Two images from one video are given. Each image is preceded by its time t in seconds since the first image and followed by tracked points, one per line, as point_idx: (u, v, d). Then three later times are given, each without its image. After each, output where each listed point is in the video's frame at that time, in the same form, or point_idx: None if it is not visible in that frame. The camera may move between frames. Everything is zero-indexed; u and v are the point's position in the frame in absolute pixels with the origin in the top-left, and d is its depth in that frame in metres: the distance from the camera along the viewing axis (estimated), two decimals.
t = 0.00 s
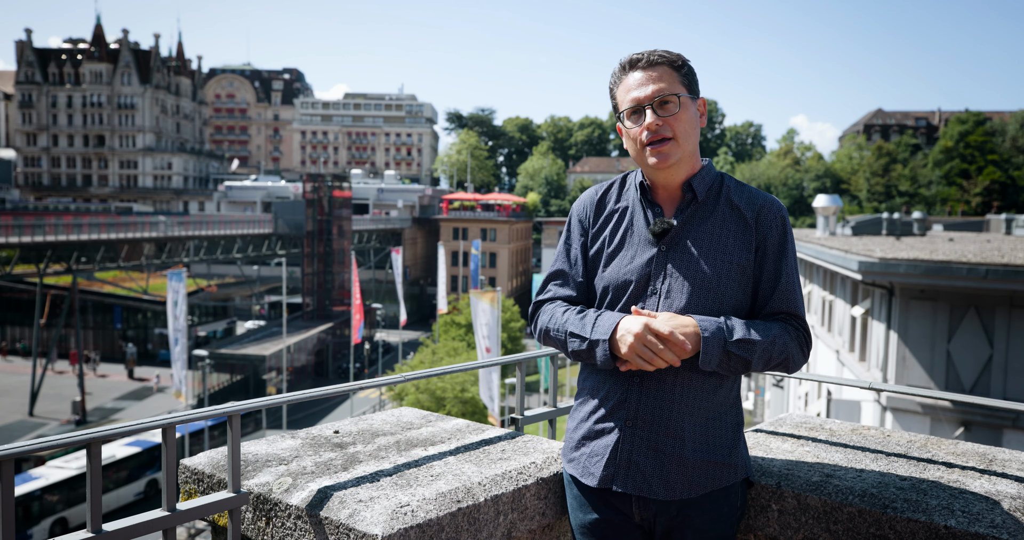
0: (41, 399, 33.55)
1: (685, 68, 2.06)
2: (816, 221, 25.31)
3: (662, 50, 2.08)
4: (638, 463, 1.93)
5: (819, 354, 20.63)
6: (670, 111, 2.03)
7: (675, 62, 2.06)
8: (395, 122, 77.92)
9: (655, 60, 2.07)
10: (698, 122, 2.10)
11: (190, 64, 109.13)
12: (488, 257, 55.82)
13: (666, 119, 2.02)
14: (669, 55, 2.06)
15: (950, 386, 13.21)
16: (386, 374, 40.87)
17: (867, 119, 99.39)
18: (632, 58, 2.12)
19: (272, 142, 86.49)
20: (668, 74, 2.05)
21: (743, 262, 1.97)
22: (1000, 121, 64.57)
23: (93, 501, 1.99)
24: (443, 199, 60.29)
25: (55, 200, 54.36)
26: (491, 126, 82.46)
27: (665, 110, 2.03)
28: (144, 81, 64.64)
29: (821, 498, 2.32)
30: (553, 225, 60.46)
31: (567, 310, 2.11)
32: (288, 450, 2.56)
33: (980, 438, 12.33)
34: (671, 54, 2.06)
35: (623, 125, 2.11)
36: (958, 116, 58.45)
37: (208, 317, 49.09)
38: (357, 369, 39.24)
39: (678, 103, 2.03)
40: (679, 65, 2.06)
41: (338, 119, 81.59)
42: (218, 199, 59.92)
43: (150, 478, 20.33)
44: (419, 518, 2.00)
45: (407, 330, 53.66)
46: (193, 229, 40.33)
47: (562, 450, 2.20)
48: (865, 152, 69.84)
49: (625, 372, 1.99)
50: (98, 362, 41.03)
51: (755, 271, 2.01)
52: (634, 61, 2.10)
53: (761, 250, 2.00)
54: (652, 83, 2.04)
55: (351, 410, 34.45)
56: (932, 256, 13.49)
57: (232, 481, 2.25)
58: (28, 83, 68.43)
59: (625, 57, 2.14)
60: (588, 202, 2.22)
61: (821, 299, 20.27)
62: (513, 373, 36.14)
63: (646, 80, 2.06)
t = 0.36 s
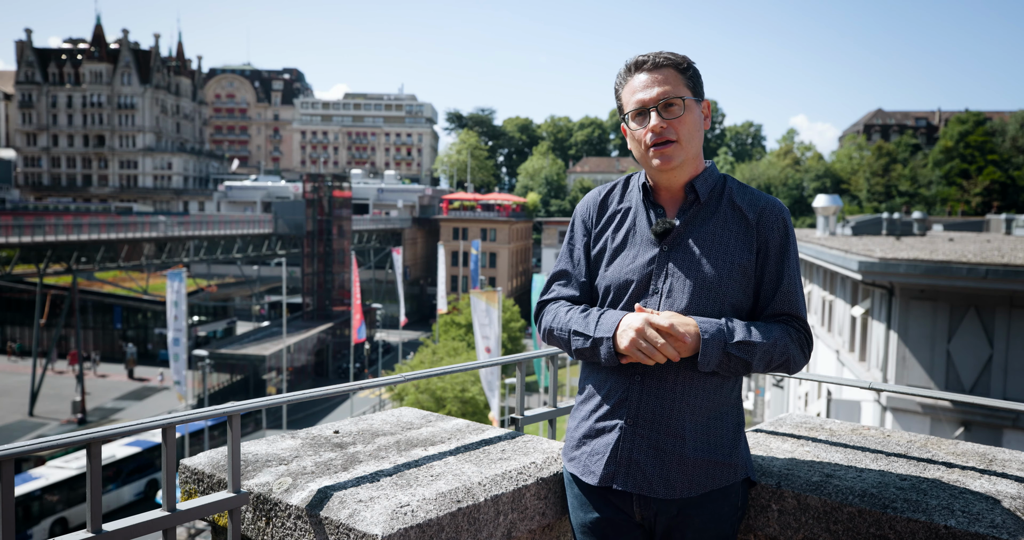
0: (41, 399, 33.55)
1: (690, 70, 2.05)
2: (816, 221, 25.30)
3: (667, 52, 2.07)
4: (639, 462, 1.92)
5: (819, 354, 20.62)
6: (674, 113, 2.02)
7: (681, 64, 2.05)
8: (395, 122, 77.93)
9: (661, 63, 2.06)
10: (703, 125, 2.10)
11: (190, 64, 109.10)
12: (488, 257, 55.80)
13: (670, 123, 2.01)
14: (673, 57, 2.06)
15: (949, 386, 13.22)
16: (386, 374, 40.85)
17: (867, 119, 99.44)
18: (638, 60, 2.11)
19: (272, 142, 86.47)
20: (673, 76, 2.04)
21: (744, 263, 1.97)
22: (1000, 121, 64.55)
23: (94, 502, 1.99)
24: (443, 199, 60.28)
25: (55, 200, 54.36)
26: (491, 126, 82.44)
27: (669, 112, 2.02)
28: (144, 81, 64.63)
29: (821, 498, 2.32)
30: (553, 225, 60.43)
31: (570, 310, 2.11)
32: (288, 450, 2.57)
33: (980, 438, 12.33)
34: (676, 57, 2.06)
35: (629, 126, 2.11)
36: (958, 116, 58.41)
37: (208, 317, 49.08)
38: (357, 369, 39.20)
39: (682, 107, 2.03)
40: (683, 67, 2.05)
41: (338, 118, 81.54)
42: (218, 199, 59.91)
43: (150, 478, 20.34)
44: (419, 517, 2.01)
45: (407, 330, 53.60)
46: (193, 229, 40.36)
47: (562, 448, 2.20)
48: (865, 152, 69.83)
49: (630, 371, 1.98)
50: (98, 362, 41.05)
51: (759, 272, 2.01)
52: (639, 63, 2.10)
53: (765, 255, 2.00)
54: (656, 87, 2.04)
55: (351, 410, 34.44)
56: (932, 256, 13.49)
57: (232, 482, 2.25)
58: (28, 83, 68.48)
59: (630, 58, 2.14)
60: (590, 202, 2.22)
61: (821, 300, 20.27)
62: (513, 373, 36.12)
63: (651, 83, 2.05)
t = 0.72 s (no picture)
0: (41, 399, 33.57)
1: (689, 71, 2.05)
2: (816, 221, 25.30)
3: (667, 52, 2.08)
4: (638, 462, 1.93)
5: (819, 354, 20.63)
6: (674, 115, 2.02)
7: (682, 64, 2.06)
8: (395, 122, 77.92)
9: (660, 63, 2.07)
10: (702, 124, 2.09)
11: (190, 64, 109.10)
12: (488, 257, 55.78)
13: (670, 124, 2.02)
14: (673, 57, 2.06)
15: (950, 386, 13.22)
16: (386, 374, 40.84)
17: (867, 119, 99.40)
18: (636, 61, 2.11)
19: (272, 142, 86.43)
20: (671, 78, 2.04)
21: (742, 261, 1.98)
22: (1000, 121, 64.56)
23: (93, 502, 1.99)
24: (443, 199, 60.27)
25: (55, 200, 54.35)
26: (491, 126, 82.41)
27: (669, 114, 2.03)
28: (144, 81, 64.58)
29: (822, 498, 2.32)
30: (553, 225, 60.46)
31: (569, 307, 2.09)
32: (288, 449, 2.57)
33: (980, 438, 12.34)
34: (675, 58, 2.06)
35: (628, 127, 2.10)
36: (958, 116, 58.37)
37: (208, 317, 49.09)
38: (357, 369, 39.18)
39: (682, 109, 2.03)
40: (682, 68, 2.06)
41: (338, 118, 81.52)
42: (218, 199, 59.89)
43: (150, 478, 20.34)
44: (419, 517, 2.00)
45: (407, 330, 53.54)
46: (193, 229, 40.33)
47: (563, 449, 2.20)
48: (865, 152, 69.81)
49: (627, 369, 1.99)
50: (98, 362, 41.00)
51: (758, 272, 2.01)
52: (637, 63, 2.10)
53: (765, 255, 2.00)
54: (655, 88, 2.04)
55: (351, 410, 34.43)
56: (932, 256, 13.48)
57: (232, 482, 2.25)
58: (28, 83, 68.45)
59: (630, 58, 2.13)
60: (590, 203, 2.21)
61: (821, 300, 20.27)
62: (514, 372, 36.12)
63: (651, 84, 2.05)
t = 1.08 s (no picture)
0: (41, 399, 33.56)
1: (694, 69, 2.05)
2: (816, 221, 25.32)
3: (671, 51, 2.07)
4: (638, 461, 1.93)
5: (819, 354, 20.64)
6: (684, 111, 2.01)
7: (686, 63, 2.06)
8: (395, 122, 77.90)
9: (666, 60, 2.06)
10: (708, 119, 2.08)
11: (189, 63, 109.10)
12: (488, 257, 55.79)
13: (681, 120, 2.00)
14: (678, 55, 2.06)
15: (950, 386, 13.22)
16: (386, 374, 40.86)
17: (867, 119, 99.44)
18: (642, 57, 2.11)
19: (272, 142, 86.47)
20: (678, 76, 2.04)
21: (741, 256, 1.98)
22: (1000, 121, 64.55)
23: (93, 501, 1.99)
24: (443, 199, 60.27)
25: (55, 200, 54.34)
26: (491, 126, 82.42)
27: (678, 113, 2.02)
28: (144, 81, 64.56)
29: (821, 499, 2.32)
30: (553, 225, 60.52)
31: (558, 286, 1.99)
32: (288, 450, 2.57)
33: (980, 438, 12.34)
34: (679, 56, 2.06)
35: (633, 123, 2.08)
36: (958, 116, 58.35)
37: (208, 317, 49.10)
38: (357, 369, 39.20)
39: (691, 104, 2.02)
40: (687, 67, 2.05)
41: (338, 118, 81.54)
42: (218, 199, 59.94)
43: (150, 478, 20.33)
44: (419, 517, 2.01)
45: (407, 330, 53.54)
46: (193, 229, 40.34)
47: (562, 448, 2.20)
48: (865, 152, 69.80)
49: (625, 364, 1.99)
50: (98, 362, 40.95)
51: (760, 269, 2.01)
52: (644, 60, 2.09)
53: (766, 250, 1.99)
54: (661, 85, 2.03)
55: (351, 410, 34.41)
56: (932, 256, 13.48)
57: (232, 482, 2.25)
58: (28, 83, 68.44)
59: (634, 55, 2.13)
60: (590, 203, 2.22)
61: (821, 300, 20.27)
62: (514, 372, 36.11)
63: (657, 81, 2.04)
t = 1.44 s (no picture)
0: (41, 399, 33.56)
1: (684, 64, 2.02)
2: (816, 221, 25.31)
3: (660, 45, 2.04)
4: (634, 469, 1.94)
5: (819, 354, 20.64)
6: (666, 113, 2.01)
7: (676, 57, 2.02)
8: (395, 122, 77.90)
9: (653, 56, 2.03)
10: (696, 122, 2.08)
11: (189, 64, 109.17)
12: (488, 257, 55.81)
13: (662, 123, 2.00)
14: (667, 50, 2.03)
15: (950, 386, 13.22)
16: (386, 374, 40.86)
17: (867, 118, 99.40)
18: (629, 52, 2.08)
19: (272, 142, 86.50)
20: (664, 74, 2.01)
21: (737, 260, 1.97)
22: (1000, 121, 64.50)
23: (93, 502, 1.99)
24: (443, 199, 60.23)
25: (55, 200, 54.34)
26: (491, 126, 82.38)
27: (660, 113, 2.01)
28: (144, 81, 64.59)
29: (821, 498, 2.32)
30: (553, 225, 60.59)
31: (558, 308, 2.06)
32: (288, 449, 2.57)
33: (980, 438, 12.34)
34: (669, 51, 2.03)
35: (619, 123, 2.09)
36: (958, 116, 58.23)
37: (208, 318, 49.04)
38: (357, 369, 39.19)
39: (674, 106, 2.01)
40: (677, 61, 2.02)
41: (338, 118, 81.51)
42: (218, 199, 59.95)
43: (150, 478, 20.33)
44: (420, 517, 2.01)
45: (407, 330, 53.56)
46: (193, 229, 40.32)
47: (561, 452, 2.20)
48: (865, 152, 69.78)
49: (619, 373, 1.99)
50: (98, 362, 40.89)
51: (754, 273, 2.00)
52: (629, 56, 2.07)
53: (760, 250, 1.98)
54: (646, 85, 2.02)
55: (351, 410, 34.43)
56: (932, 256, 13.49)
57: (232, 482, 2.25)
58: (28, 83, 68.45)
59: (621, 50, 2.11)
60: (582, 204, 2.23)
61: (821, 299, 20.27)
62: (514, 373, 36.10)
63: (642, 78, 2.03)
